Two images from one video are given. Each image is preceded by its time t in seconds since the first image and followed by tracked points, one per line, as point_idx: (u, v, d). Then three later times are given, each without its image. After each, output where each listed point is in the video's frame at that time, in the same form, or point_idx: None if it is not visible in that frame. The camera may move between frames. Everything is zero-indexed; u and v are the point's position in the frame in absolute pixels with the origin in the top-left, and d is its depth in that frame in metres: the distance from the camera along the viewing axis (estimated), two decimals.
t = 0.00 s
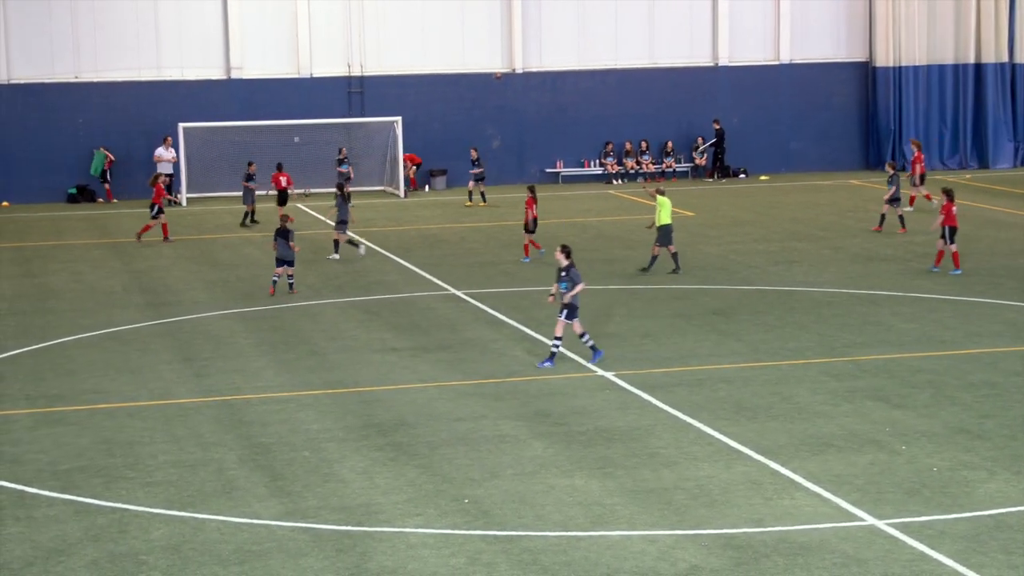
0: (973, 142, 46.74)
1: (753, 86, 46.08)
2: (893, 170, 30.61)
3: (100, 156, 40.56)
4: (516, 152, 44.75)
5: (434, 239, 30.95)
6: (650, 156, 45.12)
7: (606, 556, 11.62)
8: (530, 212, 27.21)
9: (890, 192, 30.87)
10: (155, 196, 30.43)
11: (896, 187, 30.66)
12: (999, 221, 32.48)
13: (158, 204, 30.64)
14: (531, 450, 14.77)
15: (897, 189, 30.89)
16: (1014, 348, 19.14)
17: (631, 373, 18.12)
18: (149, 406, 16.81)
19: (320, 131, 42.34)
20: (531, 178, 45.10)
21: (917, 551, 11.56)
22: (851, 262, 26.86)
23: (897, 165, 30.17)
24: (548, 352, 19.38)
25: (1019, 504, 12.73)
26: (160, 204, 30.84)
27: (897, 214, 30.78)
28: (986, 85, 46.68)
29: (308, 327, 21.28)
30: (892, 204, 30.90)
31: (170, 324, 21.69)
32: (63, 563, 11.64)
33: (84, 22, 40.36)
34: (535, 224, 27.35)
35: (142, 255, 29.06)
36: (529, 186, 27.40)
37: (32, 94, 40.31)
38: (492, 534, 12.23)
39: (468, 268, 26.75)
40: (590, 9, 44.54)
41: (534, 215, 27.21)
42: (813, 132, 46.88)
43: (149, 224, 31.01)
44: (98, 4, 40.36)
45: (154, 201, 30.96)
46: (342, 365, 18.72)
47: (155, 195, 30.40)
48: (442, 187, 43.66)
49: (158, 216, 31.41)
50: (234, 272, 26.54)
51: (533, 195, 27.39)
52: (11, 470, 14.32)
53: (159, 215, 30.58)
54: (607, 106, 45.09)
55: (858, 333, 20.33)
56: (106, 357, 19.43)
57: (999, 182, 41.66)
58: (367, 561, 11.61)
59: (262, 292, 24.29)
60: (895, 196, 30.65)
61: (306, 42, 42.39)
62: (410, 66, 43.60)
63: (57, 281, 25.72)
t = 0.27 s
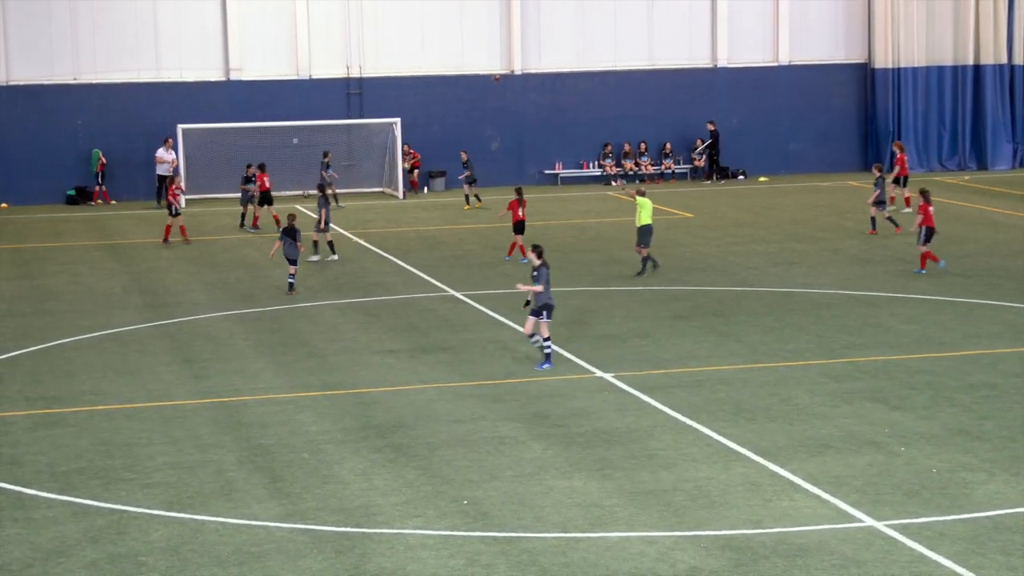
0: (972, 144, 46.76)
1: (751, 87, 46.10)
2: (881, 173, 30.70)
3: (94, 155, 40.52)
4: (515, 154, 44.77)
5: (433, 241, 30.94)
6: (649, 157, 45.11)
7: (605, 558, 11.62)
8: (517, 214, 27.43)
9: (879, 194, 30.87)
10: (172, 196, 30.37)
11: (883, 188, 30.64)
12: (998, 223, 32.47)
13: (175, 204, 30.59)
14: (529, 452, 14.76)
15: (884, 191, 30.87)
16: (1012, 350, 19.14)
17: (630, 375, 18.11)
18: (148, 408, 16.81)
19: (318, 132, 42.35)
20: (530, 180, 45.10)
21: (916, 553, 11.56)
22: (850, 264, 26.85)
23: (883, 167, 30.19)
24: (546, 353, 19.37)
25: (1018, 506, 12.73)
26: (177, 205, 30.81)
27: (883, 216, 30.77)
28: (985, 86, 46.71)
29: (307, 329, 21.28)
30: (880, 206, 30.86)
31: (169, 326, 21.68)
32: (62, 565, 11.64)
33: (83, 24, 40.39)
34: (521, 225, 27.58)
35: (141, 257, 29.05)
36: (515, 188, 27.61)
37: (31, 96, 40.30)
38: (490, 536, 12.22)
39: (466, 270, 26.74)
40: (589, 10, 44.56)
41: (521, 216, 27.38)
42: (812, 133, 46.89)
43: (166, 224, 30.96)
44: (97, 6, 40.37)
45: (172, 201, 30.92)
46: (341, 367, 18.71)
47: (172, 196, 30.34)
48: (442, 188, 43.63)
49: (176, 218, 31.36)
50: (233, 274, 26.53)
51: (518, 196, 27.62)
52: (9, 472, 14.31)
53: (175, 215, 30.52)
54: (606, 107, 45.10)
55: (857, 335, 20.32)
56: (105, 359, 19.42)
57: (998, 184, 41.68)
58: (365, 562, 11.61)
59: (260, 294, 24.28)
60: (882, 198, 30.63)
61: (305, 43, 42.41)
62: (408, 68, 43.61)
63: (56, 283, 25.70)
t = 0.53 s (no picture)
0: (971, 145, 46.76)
1: (751, 88, 46.12)
2: (867, 172, 30.72)
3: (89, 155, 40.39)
4: (515, 154, 44.78)
5: (433, 242, 30.93)
6: (649, 158, 45.09)
7: (605, 558, 11.62)
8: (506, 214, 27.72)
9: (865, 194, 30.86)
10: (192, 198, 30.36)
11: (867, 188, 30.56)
12: (998, 223, 32.48)
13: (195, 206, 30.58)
14: (529, 453, 14.76)
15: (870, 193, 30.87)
16: (1012, 351, 19.14)
17: (630, 376, 18.11)
18: (147, 409, 16.80)
19: (318, 133, 42.36)
20: (530, 181, 45.10)
21: (916, 554, 11.56)
22: (850, 264, 26.84)
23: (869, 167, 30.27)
24: (546, 354, 19.36)
25: (1018, 506, 12.73)
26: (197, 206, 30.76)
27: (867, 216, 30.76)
28: (984, 87, 46.70)
29: (307, 329, 21.27)
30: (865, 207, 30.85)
31: (169, 327, 21.67)
32: (62, 565, 11.63)
33: (83, 24, 40.40)
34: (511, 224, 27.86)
35: (141, 258, 29.04)
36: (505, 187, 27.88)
37: (31, 97, 40.30)
38: (490, 537, 12.22)
39: (466, 270, 26.73)
40: (588, 11, 44.57)
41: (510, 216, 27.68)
42: (812, 134, 46.89)
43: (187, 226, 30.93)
44: (97, 6, 40.38)
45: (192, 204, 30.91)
46: (341, 368, 18.70)
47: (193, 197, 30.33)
48: (441, 189, 43.59)
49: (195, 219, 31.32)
50: (233, 275, 26.51)
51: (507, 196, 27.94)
52: (9, 473, 14.31)
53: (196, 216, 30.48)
54: (606, 108, 45.10)
55: (857, 336, 20.32)
56: (104, 360, 19.41)
57: (997, 185, 41.64)
58: (365, 563, 11.61)
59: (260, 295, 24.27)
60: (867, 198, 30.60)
61: (305, 43, 42.42)
62: (408, 68, 43.62)
63: (55, 284, 25.69)
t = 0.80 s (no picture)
0: (970, 145, 46.74)
1: (751, 89, 46.13)
2: (850, 174, 30.74)
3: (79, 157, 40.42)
4: (515, 155, 44.81)
5: (432, 242, 30.93)
6: (648, 158, 45.09)
7: (605, 559, 11.62)
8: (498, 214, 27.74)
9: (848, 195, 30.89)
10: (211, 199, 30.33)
11: (850, 189, 30.52)
12: (998, 224, 32.47)
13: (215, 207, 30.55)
14: (528, 454, 14.76)
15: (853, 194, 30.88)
16: (1012, 351, 19.13)
17: (629, 377, 18.11)
18: (147, 409, 16.79)
19: (317, 134, 42.42)
20: (529, 181, 45.10)
21: (915, 554, 11.56)
22: (849, 265, 26.83)
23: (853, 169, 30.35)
24: (545, 355, 19.35)
25: (1017, 507, 12.73)
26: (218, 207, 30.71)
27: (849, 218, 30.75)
28: (984, 87, 46.67)
29: (306, 330, 21.28)
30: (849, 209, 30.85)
31: (168, 327, 21.66)
32: (61, 566, 11.64)
33: (82, 25, 40.39)
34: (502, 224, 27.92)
35: (140, 258, 29.03)
36: (497, 186, 27.85)
37: (30, 97, 40.30)
38: (489, 537, 12.22)
39: (465, 271, 26.72)
40: (588, 11, 44.58)
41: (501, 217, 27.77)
42: (812, 135, 46.90)
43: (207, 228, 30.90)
44: (97, 6, 40.37)
45: (211, 205, 30.90)
46: (340, 368, 18.69)
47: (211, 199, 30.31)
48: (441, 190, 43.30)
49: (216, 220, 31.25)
50: (232, 275, 26.51)
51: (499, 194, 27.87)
52: (9, 473, 14.31)
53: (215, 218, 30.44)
54: (605, 108, 45.11)
55: (856, 336, 20.33)
56: (104, 361, 19.41)
57: (997, 185, 41.65)
58: (365, 564, 11.61)
59: (260, 295, 24.27)
60: (849, 199, 30.59)
61: (304, 43, 42.42)
62: (408, 69, 43.63)
63: (55, 284, 25.67)
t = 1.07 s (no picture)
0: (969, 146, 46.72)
1: (750, 89, 46.15)
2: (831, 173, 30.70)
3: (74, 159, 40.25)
4: (514, 155, 44.82)
5: (432, 243, 30.93)
6: (647, 159, 45.11)
7: (603, 560, 11.62)
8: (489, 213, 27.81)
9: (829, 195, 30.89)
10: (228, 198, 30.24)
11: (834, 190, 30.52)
12: (997, 224, 32.47)
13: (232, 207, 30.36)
14: (527, 454, 14.75)
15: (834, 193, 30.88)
16: (1011, 352, 19.13)
17: (628, 377, 18.11)
18: (146, 410, 16.78)
19: (316, 134, 42.41)
20: (528, 182, 45.11)
21: (914, 555, 11.56)
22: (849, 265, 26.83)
23: (835, 168, 30.47)
24: (544, 356, 19.34)
25: (1016, 507, 12.73)
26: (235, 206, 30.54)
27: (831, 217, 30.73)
28: (983, 87, 46.64)
29: (305, 330, 21.28)
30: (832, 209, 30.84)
31: (167, 328, 21.65)
32: (60, 566, 11.64)
33: (81, 25, 40.37)
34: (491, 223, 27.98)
35: (140, 258, 29.03)
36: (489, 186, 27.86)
37: (29, 97, 40.29)
38: (488, 538, 12.22)
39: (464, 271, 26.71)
40: (588, 12, 44.57)
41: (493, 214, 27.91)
42: (811, 135, 46.91)
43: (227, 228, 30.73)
44: (96, 7, 40.35)
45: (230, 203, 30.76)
46: (339, 369, 18.69)
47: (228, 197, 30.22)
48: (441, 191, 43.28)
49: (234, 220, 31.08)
50: (231, 276, 26.50)
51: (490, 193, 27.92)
52: (8, 474, 14.30)
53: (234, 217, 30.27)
54: (605, 109, 45.12)
55: (855, 336, 20.32)
56: (103, 361, 19.40)
57: (996, 186, 41.65)
58: (364, 564, 11.61)
59: (259, 296, 24.26)
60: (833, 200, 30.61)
61: (304, 44, 42.41)
62: (407, 69, 43.63)
63: (54, 285, 25.67)
